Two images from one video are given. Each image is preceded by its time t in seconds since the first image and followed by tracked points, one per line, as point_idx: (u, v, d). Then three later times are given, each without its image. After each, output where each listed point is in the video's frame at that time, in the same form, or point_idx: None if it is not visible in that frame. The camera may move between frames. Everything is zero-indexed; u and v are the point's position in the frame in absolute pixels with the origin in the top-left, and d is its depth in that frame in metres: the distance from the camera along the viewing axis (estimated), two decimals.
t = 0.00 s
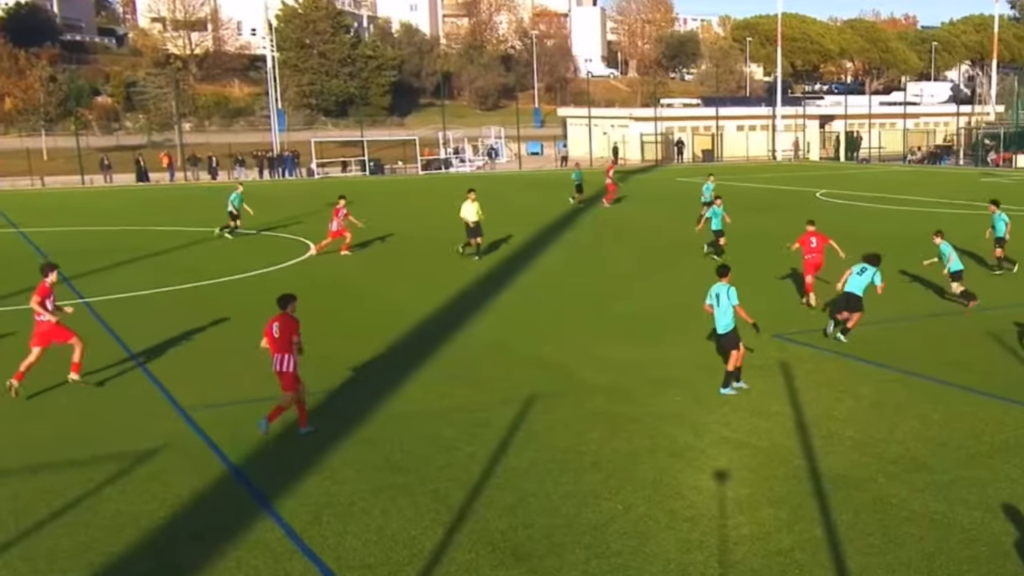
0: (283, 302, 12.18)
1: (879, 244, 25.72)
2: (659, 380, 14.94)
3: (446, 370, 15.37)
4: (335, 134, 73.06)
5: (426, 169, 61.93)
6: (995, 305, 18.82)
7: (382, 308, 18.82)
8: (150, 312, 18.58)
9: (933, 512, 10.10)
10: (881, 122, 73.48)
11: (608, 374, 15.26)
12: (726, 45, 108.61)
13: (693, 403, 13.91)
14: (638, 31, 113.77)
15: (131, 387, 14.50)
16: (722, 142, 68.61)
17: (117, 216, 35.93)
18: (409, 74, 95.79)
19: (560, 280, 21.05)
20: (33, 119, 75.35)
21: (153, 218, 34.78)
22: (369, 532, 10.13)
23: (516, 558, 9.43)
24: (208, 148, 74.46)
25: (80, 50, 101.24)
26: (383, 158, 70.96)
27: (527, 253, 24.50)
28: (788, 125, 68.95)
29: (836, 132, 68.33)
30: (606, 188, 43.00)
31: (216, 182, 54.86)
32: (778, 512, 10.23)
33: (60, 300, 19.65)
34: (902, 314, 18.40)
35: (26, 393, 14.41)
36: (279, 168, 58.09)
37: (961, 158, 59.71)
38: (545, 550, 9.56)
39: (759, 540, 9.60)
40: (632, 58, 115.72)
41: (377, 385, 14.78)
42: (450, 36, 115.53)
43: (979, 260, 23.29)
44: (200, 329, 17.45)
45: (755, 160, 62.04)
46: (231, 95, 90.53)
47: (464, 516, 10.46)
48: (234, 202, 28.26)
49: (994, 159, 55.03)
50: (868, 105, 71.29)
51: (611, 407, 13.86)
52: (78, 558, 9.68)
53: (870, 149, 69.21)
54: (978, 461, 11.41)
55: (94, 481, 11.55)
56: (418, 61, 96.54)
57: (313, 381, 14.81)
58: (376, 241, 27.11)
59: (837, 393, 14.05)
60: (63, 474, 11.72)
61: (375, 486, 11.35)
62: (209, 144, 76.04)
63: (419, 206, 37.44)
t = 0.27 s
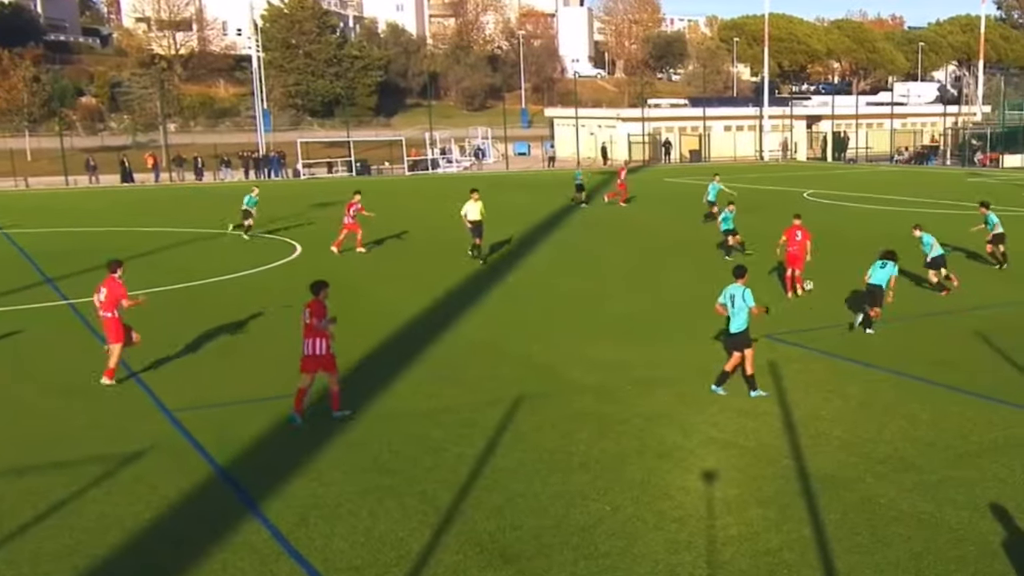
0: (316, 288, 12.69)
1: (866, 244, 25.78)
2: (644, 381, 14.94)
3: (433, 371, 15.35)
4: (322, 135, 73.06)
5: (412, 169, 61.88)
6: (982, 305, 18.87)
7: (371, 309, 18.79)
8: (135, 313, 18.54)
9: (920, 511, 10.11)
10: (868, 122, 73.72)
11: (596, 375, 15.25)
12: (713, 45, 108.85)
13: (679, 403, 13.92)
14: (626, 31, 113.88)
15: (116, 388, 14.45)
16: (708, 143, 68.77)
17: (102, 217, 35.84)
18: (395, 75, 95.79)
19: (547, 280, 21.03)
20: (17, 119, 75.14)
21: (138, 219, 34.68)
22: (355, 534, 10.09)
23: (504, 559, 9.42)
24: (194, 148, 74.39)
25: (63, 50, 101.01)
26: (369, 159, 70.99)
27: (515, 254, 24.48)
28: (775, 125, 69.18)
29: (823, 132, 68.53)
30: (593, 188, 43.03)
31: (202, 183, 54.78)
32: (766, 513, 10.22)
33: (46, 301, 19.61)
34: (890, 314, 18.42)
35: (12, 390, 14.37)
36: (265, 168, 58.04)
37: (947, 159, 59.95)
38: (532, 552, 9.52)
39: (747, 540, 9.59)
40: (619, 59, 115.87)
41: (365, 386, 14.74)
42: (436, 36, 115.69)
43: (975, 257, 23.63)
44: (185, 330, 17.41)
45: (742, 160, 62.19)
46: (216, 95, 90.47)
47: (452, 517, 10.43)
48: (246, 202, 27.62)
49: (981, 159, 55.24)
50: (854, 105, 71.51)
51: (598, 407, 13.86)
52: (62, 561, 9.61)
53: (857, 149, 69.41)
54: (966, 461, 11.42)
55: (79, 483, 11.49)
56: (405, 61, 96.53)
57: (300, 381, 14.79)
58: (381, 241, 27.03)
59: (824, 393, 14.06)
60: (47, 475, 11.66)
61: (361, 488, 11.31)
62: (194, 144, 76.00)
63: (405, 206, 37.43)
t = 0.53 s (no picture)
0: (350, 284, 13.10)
1: (859, 244, 25.78)
2: (638, 381, 14.93)
3: (427, 371, 15.33)
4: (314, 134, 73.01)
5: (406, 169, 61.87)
6: (975, 304, 18.88)
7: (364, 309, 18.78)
8: (127, 313, 18.54)
9: (914, 511, 10.11)
10: (862, 122, 73.76)
11: (590, 375, 15.24)
12: (706, 45, 108.91)
13: (673, 403, 13.93)
14: (619, 31, 113.92)
15: (108, 389, 14.42)
16: (702, 142, 68.81)
17: (95, 217, 35.83)
18: (388, 75, 95.75)
19: (540, 280, 21.01)
20: (8, 119, 75.02)
21: (131, 219, 34.64)
22: (349, 534, 10.07)
23: (498, 559, 9.41)
24: (185, 148, 74.40)
25: (55, 49, 100.89)
26: (362, 158, 71.01)
27: (508, 253, 24.48)
28: (768, 125, 69.23)
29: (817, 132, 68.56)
30: (586, 188, 43.03)
31: (195, 183, 54.77)
32: (760, 512, 10.22)
33: (38, 301, 19.60)
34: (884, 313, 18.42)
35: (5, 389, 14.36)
36: (257, 168, 58.00)
37: (941, 158, 59.99)
38: (526, 552, 9.52)
39: (741, 540, 9.59)
40: (613, 58, 115.89)
41: (358, 386, 14.72)
42: (429, 36, 115.76)
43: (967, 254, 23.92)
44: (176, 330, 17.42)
45: (734, 160, 62.22)
46: (208, 95, 90.38)
47: (445, 517, 10.43)
48: (275, 203, 27.86)
49: (974, 159, 55.28)
50: (848, 105, 71.53)
51: (592, 407, 13.85)
52: (55, 561, 9.59)
53: (851, 149, 69.43)
54: (959, 460, 11.42)
55: (73, 483, 11.47)
56: (398, 61, 96.49)
57: (294, 382, 14.78)
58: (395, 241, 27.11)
59: (818, 393, 14.06)
60: (40, 476, 11.63)
61: (354, 488, 11.30)
62: (186, 144, 75.90)
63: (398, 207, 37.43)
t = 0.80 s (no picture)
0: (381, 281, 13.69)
1: (855, 244, 25.80)
2: (635, 381, 14.92)
3: (428, 371, 15.31)
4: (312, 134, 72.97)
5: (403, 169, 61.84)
6: (973, 304, 18.86)
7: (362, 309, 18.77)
8: (125, 313, 18.52)
9: (913, 510, 10.10)
10: (859, 122, 73.78)
11: (587, 375, 15.23)
12: (704, 45, 108.82)
13: (671, 402, 13.92)
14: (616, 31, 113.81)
15: (106, 389, 14.41)
16: (700, 142, 68.84)
17: (92, 217, 35.78)
18: (385, 74, 95.67)
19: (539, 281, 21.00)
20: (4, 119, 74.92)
21: (128, 219, 34.58)
22: (346, 534, 10.06)
23: (496, 559, 9.40)
24: (182, 148, 74.34)
25: (52, 49, 100.82)
26: (359, 158, 70.94)
27: (506, 253, 24.47)
28: (766, 125, 69.23)
29: (814, 132, 68.58)
30: (584, 189, 43.00)
31: (191, 182, 54.72)
32: (758, 512, 10.21)
33: (34, 301, 19.57)
34: (883, 313, 18.41)
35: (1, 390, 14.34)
36: (254, 168, 57.94)
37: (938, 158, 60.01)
38: (523, 552, 9.51)
39: (739, 540, 9.58)
40: (611, 58, 115.81)
41: (356, 386, 14.71)
42: (427, 36, 115.77)
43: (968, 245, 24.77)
44: (172, 329, 17.44)
45: (732, 160, 62.18)
46: (206, 95, 90.33)
47: (443, 517, 10.42)
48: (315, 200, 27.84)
49: (971, 159, 55.26)
50: (845, 105, 71.56)
51: (590, 407, 13.83)
52: (52, 562, 9.57)
53: (848, 149, 69.44)
54: (957, 460, 11.42)
55: (71, 483, 11.46)
56: (395, 61, 96.41)
57: (292, 382, 14.77)
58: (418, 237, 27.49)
59: (817, 393, 14.05)
60: (37, 476, 11.61)
61: (352, 487, 11.28)
62: (183, 143, 75.83)
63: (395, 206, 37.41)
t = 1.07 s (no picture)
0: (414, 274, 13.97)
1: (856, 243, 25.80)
2: (635, 381, 14.93)
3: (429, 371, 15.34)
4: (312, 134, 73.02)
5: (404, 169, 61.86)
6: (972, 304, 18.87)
7: (362, 309, 18.79)
8: (124, 314, 18.53)
9: (913, 510, 10.11)
10: (860, 122, 73.79)
11: (587, 375, 15.24)
12: (704, 45, 108.83)
13: (671, 403, 13.92)
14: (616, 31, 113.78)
15: (106, 389, 14.42)
16: (700, 142, 68.88)
17: (93, 217, 35.78)
18: (386, 75, 95.68)
19: (539, 281, 21.00)
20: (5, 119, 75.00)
21: (128, 219, 34.57)
22: (346, 534, 10.07)
23: (497, 559, 9.40)
24: (183, 148, 74.35)
25: (53, 49, 100.93)
26: (360, 158, 70.94)
27: (507, 253, 24.47)
28: (766, 125, 69.24)
29: (815, 132, 68.58)
30: (585, 189, 42.99)
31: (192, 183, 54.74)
32: (758, 512, 10.21)
33: (34, 301, 19.58)
34: (883, 313, 18.41)
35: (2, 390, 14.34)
36: (255, 168, 57.98)
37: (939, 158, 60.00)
38: (524, 552, 9.52)
39: (739, 540, 9.58)
40: (611, 58, 115.84)
41: (356, 386, 14.72)
42: (427, 36, 115.83)
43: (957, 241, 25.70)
44: (172, 329, 17.46)
45: (733, 160, 62.16)
46: (207, 95, 90.41)
47: (444, 517, 10.42)
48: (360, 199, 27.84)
49: (972, 159, 55.26)
50: (846, 105, 71.58)
51: (590, 407, 13.84)
52: (53, 562, 9.57)
53: (849, 149, 69.44)
54: (956, 460, 11.43)
55: (71, 483, 11.47)
56: (395, 61, 96.44)
57: (293, 382, 14.78)
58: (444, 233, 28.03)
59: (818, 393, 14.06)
60: (37, 476, 11.62)
61: (352, 488, 11.29)
62: (183, 143, 75.86)
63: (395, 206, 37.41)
